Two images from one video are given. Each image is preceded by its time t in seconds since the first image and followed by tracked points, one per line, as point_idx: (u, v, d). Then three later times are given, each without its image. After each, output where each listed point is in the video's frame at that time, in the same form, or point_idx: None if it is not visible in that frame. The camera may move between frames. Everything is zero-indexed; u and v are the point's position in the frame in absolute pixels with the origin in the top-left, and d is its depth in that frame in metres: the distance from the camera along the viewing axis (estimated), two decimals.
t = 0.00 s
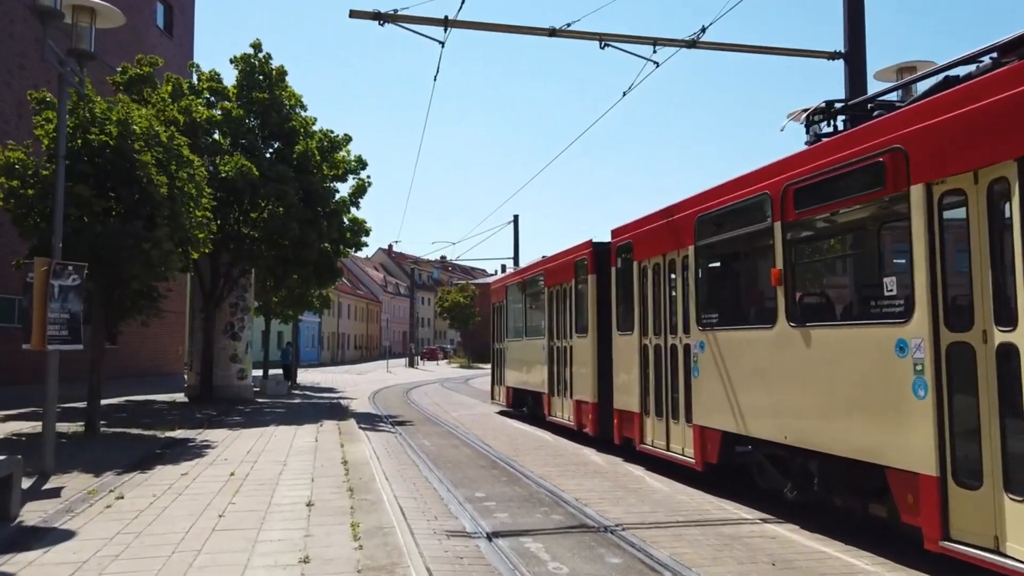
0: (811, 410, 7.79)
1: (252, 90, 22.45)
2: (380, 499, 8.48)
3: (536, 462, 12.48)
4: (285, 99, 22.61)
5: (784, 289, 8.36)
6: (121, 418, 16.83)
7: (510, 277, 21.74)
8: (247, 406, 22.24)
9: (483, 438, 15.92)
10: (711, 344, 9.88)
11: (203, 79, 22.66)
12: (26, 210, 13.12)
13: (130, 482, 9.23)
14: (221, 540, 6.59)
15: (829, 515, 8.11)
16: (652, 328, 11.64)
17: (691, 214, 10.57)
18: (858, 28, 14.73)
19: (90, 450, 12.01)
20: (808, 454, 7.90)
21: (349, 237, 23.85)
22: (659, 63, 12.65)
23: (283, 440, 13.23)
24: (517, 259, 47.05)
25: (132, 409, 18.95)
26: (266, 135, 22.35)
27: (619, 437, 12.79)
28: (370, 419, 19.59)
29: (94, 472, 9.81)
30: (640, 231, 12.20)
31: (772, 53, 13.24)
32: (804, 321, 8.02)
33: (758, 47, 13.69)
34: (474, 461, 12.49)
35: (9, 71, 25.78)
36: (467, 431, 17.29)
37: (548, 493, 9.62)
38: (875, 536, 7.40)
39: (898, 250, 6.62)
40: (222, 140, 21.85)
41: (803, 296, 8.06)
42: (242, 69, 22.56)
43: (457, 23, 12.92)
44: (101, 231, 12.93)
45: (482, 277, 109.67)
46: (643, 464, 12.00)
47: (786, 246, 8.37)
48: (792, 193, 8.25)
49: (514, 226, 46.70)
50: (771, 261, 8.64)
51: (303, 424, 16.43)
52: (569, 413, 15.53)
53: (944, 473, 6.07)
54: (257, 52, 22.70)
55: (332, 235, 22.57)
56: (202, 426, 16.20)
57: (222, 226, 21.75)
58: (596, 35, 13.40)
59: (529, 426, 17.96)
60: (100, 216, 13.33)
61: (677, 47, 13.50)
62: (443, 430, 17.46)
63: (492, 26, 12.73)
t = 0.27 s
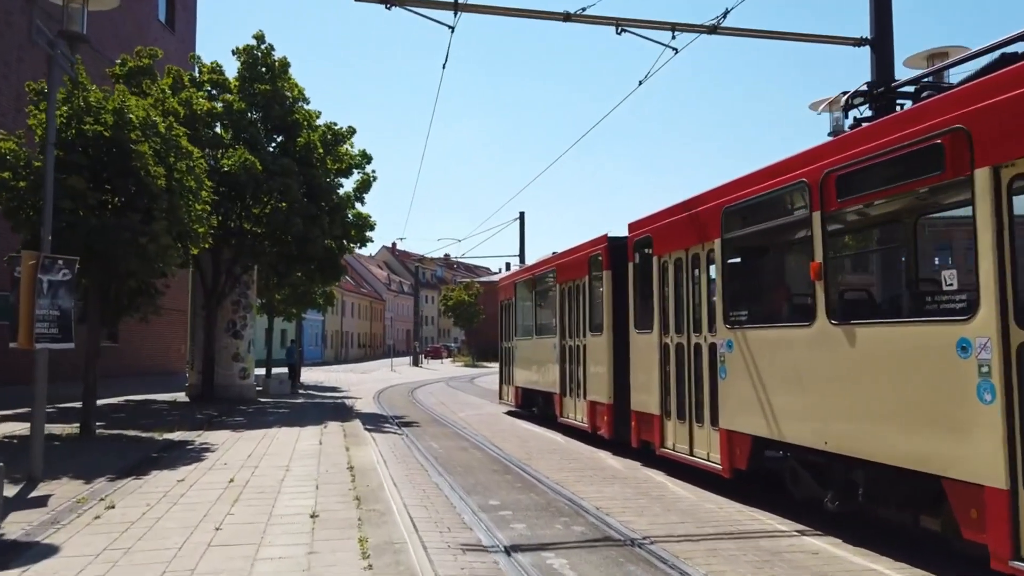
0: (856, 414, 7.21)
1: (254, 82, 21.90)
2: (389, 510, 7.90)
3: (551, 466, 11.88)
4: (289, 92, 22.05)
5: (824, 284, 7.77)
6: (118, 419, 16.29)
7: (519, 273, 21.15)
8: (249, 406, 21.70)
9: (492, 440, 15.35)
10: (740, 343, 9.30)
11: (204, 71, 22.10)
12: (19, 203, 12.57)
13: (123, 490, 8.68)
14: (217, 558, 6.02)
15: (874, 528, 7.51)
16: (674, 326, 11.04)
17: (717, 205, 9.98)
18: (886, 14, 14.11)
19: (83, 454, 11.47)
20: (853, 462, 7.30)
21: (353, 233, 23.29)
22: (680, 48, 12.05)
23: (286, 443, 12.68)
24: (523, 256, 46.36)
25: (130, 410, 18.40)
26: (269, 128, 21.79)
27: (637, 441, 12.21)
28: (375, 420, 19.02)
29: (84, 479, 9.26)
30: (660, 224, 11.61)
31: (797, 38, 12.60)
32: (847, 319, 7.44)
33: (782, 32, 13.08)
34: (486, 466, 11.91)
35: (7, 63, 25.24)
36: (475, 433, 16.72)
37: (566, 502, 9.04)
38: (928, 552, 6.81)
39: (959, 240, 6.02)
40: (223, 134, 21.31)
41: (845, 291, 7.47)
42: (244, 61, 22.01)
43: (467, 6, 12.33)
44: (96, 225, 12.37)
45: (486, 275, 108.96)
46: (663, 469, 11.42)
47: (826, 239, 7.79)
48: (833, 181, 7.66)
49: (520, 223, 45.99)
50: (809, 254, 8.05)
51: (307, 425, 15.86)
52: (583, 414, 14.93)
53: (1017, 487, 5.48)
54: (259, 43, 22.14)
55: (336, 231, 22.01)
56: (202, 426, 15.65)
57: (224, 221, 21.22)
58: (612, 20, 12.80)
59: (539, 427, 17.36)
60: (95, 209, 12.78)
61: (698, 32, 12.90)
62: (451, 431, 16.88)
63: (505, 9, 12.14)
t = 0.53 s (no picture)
0: (902, 422, 6.64)
1: (255, 76, 21.32)
2: (396, 526, 7.30)
3: (565, 474, 11.30)
4: (290, 86, 21.46)
5: (867, 281, 7.17)
6: (114, 423, 15.75)
7: (527, 272, 20.56)
8: (250, 408, 21.13)
9: (501, 445, 14.77)
10: (770, 344, 8.70)
11: (204, 64, 21.54)
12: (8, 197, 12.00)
13: (111, 502, 8.12)
14: None
15: (923, 546, 6.91)
16: (695, 327, 10.44)
17: (744, 198, 9.39)
18: None
19: (73, 461, 10.90)
20: (901, 475, 6.71)
21: (356, 230, 22.72)
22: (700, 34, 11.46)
23: (287, 449, 12.11)
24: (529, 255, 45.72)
25: (127, 413, 17.85)
26: (270, 123, 21.21)
27: (655, 447, 11.61)
28: (379, 423, 18.43)
29: (71, 489, 8.69)
30: (680, 218, 11.02)
31: (822, 25, 12.00)
32: (893, 319, 6.85)
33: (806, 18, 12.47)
34: (497, 474, 11.30)
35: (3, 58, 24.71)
36: (483, 437, 16.14)
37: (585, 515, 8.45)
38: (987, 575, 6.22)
39: None
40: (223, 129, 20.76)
41: (890, 289, 6.89)
42: (245, 54, 21.45)
43: None
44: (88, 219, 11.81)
45: (491, 275, 108.35)
46: (684, 478, 10.83)
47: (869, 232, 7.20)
48: (878, 169, 7.08)
49: (525, 222, 45.33)
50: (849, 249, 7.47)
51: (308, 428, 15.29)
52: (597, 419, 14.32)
53: None
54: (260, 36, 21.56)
55: (338, 228, 21.44)
56: (200, 430, 15.08)
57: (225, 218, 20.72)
58: (628, 5, 12.21)
59: (549, 432, 16.76)
60: (88, 204, 12.23)
61: (718, 18, 12.30)
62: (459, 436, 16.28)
63: None
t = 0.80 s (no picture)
0: (958, 427, 6.07)
1: (255, 66, 20.72)
2: (403, 540, 6.70)
3: (580, 479, 10.69)
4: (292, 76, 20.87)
5: (920, 272, 6.55)
6: (108, 423, 15.18)
7: (535, 268, 19.95)
8: (250, 408, 20.56)
9: (511, 447, 14.16)
10: (806, 341, 8.09)
11: (204, 54, 20.98)
12: None
13: (95, 511, 7.53)
14: None
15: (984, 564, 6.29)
16: (720, 323, 9.82)
17: (775, 185, 8.77)
18: None
19: (61, 465, 10.33)
20: (961, 486, 6.11)
21: (360, 225, 22.13)
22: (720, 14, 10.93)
23: (287, 452, 11.52)
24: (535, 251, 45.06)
25: (123, 412, 17.29)
26: (271, 114, 20.60)
27: (676, 450, 10.99)
28: (383, 423, 17.85)
29: (54, 496, 8.11)
30: (703, 208, 10.40)
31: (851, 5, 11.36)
32: (951, 314, 6.24)
33: None
34: (508, 478, 10.71)
35: None
36: (492, 438, 15.53)
37: (606, 525, 7.84)
38: None
39: None
40: (223, 120, 20.21)
41: (945, 283, 6.29)
42: (245, 44, 20.85)
43: None
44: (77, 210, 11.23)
45: (495, 272, 107.73)
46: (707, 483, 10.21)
47: (921, 218, 6.59)
48: (930, 149, 6.48)
49: (531, 218, 44.67)
50: (896, 238, 6.87)
51: (310, 429, 14.71)
52: (610, 420, 13.71)
53: None
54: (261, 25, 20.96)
55: (341, 223, 20.86)
56: (197, 430, 14.51)
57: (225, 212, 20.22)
58: None
59: (560, 432, 16.16)
60: (78, 194, 11.64)
61: None
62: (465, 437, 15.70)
63: None
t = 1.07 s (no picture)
0: None
1: (256, 59, 20.16)
2: (411, 563, 6.12)
3: (597, 488, 10.11)
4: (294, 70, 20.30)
5: (981, 267, 5.96)
6: (103, 427, 14.63)
7: (544, 266, 19.36)
8: (252, 410, 20.01)
9: (521, 452, 13.58)
10: (845, 343, 7.48)
11: (204, 47, 20.44)
12: None
13: (78, 528, 6.96)
14: None
15: None
16: (747, 323, 9.23)
17: (809, 175, 8.18)
18: None
19: (49, 473, 9.79)
20: None
21: (364, 223, 21.55)
22: None
23: (287, 459, 10.95)
24: (540, 250, 44.44)
25: (120, 415, 16.76)
26: (273, 108, 20.02)
27: (698, 458, 10.40)
28: (388, 426, 17.30)
29: (35, 511, 7.55)
30: (727, 202, 9.81)
31: None
32: (1018, 313, 5.65)
33: None
34: (520, 487, 10.13)
35: None
36: (500, 443, 14.94)
37: (631, 543, 7.25)
38: None
39: None
40: (223, 115, 19.66)
41: (1009, 278, 5.73)
42: (246, 37, 20.29)
43: None
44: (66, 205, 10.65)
45: (499, 272, 107.12)
46: (732, 495, 9.62)
47: (981, 207, 6.01)
48: (990, 130, 5.93)
49: (537, 217, 44.03)
50: (951, 230, 6.27)
51: (312, 433, 14.15)
52: (625, 425, 13.12)
53: None
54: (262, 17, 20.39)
55: (345, 220, 20.27)
56: (195, 434, 13.97)
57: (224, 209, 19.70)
58: None
59: (571, 436, 15.58)
60: (68, 188, 11.07)
61: None
62: (474, 441, 15.12)
63: None
